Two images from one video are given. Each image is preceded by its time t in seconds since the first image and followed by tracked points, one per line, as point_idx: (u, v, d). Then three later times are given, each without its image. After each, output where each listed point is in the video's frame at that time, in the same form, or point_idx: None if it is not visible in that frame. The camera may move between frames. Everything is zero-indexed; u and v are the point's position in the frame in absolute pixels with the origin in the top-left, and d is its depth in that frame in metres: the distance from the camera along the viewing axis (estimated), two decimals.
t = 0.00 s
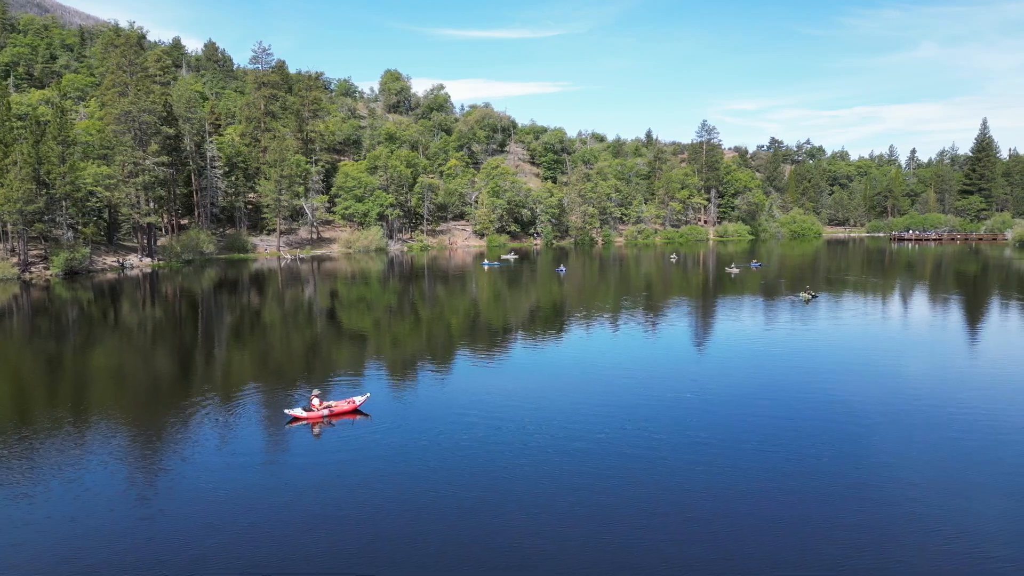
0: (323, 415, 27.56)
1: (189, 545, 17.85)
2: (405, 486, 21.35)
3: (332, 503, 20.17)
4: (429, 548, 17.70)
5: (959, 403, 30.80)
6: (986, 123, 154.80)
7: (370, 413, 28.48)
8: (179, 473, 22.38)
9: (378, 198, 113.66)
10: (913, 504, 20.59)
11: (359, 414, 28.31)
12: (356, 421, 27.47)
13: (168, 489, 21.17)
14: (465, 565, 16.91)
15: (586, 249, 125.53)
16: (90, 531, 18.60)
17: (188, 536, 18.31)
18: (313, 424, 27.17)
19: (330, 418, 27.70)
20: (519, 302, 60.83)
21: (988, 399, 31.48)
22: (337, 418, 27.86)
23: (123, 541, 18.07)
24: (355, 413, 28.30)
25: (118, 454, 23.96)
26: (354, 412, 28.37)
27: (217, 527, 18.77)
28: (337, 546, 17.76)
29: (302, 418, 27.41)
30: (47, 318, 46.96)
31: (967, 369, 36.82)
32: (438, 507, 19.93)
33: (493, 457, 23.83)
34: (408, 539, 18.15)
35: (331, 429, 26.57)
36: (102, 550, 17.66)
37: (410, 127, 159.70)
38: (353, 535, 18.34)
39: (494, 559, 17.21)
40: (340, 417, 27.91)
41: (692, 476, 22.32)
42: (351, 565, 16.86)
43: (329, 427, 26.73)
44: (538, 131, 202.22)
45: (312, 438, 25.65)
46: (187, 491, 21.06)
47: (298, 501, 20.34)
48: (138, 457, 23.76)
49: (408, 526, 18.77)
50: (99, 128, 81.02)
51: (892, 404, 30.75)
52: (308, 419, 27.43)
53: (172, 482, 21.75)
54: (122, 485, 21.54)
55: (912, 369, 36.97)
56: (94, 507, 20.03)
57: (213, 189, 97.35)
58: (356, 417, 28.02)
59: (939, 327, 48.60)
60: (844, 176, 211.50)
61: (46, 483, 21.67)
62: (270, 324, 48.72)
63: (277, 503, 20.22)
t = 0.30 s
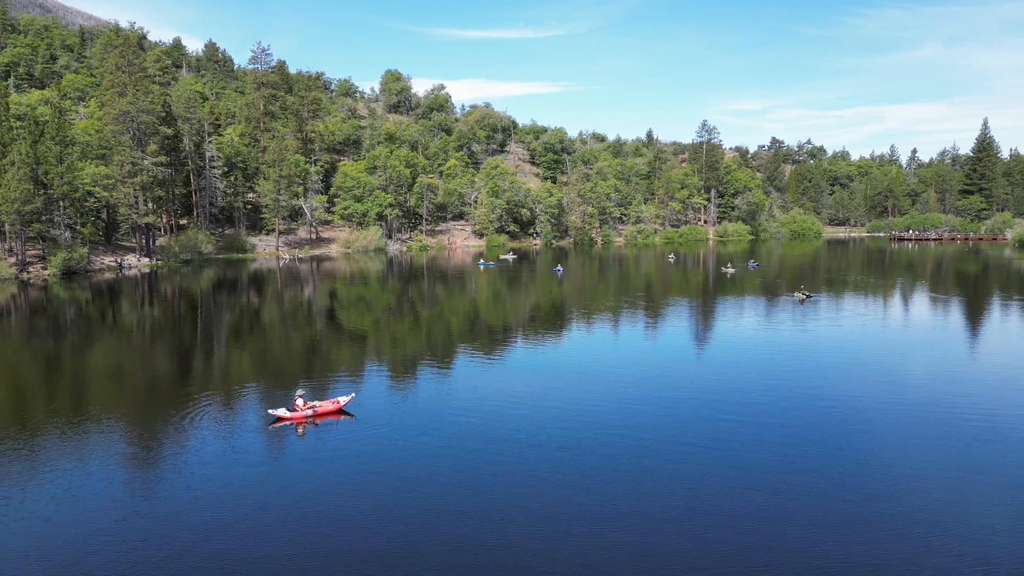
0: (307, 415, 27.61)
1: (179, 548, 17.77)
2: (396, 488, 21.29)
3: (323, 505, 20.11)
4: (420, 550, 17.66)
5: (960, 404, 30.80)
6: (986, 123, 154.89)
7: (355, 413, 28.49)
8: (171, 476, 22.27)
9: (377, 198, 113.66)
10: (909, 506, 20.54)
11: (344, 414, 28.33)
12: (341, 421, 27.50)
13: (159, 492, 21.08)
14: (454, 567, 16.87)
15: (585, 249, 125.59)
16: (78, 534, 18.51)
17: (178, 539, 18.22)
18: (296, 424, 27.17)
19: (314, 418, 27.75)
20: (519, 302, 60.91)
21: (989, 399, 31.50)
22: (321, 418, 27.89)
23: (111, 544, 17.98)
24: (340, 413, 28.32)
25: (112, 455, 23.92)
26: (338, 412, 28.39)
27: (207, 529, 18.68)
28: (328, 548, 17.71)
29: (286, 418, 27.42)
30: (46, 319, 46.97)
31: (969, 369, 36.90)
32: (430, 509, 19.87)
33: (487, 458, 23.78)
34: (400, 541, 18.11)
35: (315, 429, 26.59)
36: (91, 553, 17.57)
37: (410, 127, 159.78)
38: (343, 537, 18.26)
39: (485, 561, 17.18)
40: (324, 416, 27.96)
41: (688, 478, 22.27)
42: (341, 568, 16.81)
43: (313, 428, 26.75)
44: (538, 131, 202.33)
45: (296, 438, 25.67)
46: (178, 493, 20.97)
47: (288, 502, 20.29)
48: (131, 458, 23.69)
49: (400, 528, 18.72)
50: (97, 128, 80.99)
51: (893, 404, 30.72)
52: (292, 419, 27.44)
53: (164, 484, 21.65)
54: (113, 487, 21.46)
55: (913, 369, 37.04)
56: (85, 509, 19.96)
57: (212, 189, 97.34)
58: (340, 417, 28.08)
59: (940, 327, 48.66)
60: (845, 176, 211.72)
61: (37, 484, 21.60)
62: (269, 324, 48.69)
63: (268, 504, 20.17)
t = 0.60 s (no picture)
0: (293, 416, 27.72)
1: (177, 549, 17.80)
2: (397, 489, 21.28)
3: (322, 505, 20.12)
4: (418, 551, 17.65)
5: (968, 405, 30.69)
6: (991, 122, 154.55)
7: (341, 413, 28.56)
8: (170, 477, 22.26)
9: (380, 198, 113.60)
10: (913, 508, 20.43)
11: (330, 414, 28.41)
12: (327, 421, 27.59)
13: (158, 492, 21.12)
14: (450, 568, 16.88)
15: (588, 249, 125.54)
16: (75, 536, 18.52)
17: (176, 540, 18.24)
18: (282, 424, 27.28)
19: (300, 418, 27.84)
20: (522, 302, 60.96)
21: (994, 400, 31.45)
22: (307, 418, 27.99)
23: (109, 545, 18.01)
24: (326, 413, 28.41)
25: (111, 456, 23.91)
26: (324, 412, 28.47)
27: (205, 530, 18.74)
28: (326, 550, 17.71)
29: (272, 418, 27.53)
30: (48, 319, 47.03)
31: (975, 370, 36.81)
32: (429, 510, 19.87)
33: (488, 458, 23.79)
34: (399, 542, 18.11)
35: (300, 429, 26.69)
36: (89, 554, 17.62)
37: (413, 127, 159.98)
38: (342, 537, 18.31)
39: (482, 562, 17.16)
40: (310, 417, 28.06)
41: (693, 479, 22.24)
42: (339, 567, 16.89)
43: (299, 428, 26.85)
44: (541, 131, 202.42)
45: (283, 438, 25.78)
46: (177, 495, 20.94)
47: (285, 503, 20.33)
48: (130, 459, 23.69)
49: (398, 529, 18.75)
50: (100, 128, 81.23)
51: (900, 405, 30.63)
52: (278, 419, 27.54)
53: (161, 486, 21.61)
54: (115, 487, 21.50)
55: (919, 370, 36.94)
56: (82, 510, 19.95)
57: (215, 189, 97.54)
58: (326, 417, 28.14)
59: (947, 328, 48.53)
60: (849, 176, 211.28)
61: (35, 485, 21.62)
62: (271, 324, 48.77)
63: (267, 505, 20.17)
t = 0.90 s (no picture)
0: (285, 415, 27.81)
1: (178, 549, 17.79)
2: (401, 490, 21.22)
3: (325, 506, 20.08)
4: (420, 553, 17.57)
5: (985, 408, 30.26)
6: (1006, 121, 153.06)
7: (333, 413, 28.63)
8: (173, 477, 22.27)
9: (388, 198, 113.67)
10: (925, 512, 20.14)
11: (323, 413, 28.49)
12: (319, 421, 27.68)
13: (161, 492, 21.14)
14: (452, 570, 16.80)
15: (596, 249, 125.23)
16: (76, 535, 18.55)
17: (177, 541, 18.25)
18: (273, 423, 27.35)
19: (292, 417, 27.94)
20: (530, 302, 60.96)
21: (1009, 402, 31.10)
22: (300, 418, 28.08)
23: (110, 546, 18.01)
24: (319, 412, 28.50)
25: (117, 455, 24.01)
26: (316, 411, 28.56)
27: (207, 530, 18.73)
28: (327, 551, 17.66)
29: (263, 417, 27.61)
30: (58, 318, 47.33)
31: (989, 372, 36.44)
32: (432, 512, 19.80)
33: (494, 459, 23.70)
34: (401, 543, 18.04)
35: (292, 429, 26.76)
36: (96, 552, 17.72)
37: (421, 127, 160.25)
38: (343, 539, 18.25)
39: (484, 564, 17.07)
40: (303, 416, 28.14)
41: (701, 481, 22.05)
42: (345, 565, 17.00)
43: (291, 427, 26.92)
44: (550, 131, 202.24)
45: (274, 437, 25.85)
46: (180, 494, 20.96)
47: (287, 503, 20.32)
48: (136, 459, 23.76)
49: (401, 530, 18.69)
50: (110, 129, 81.80)
51: (915, 408, 30.24)
52: (270, 418, 27.62)
53: (164, 486, 21.63)
54: (126, 486, 21.64)
55: (933, 371, 36.60)
56: (85, 510, 19.99)
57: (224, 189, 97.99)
58: (319, 416, 28.24)
59: (961, 329, 48.10)
60: (861, 175, 209.83)
61: (42, 484, 21.75)
62: (280, 324, 48.89)
63: (269, 506, 20.16)
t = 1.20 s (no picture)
0: (280, 413, 27.94)
1: (180, 550, 17.73)
2: (407, 491, 21.17)
3: (329, 507, 20.05)
4: (423, 554, 17.47)
5: (1007, 411, 29.66)
6: None
7: (328, 412, 28.78)
8: (177, 478, 22.27)
9: (399, 198, 113.95)
10: (939, 517, 19.74)
11: (317, 412, 28.65)
12: (313, 419, 27.83)
13: (164, 493, 21.11)
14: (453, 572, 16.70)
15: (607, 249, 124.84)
16: (75, 537, 18.46)
17: (178, 542, 18.16)
18: (268, 422, 27.48)
19: (287, 415, 28.06)
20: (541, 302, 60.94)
21: None
22: (293, 417, 28.20)
23: (109, 548, 17.93)
24: (313, 411, 28.66)
25: (124, 455, 24.08)
26: (310, 411, 28.71)
27: (209, 532, 18.68)
28: (330, 552, 17.60)
29: (258, 416, 27.75)
30: (72, 317, 47.83)
31: (1008, 373, 35.95)
32: (437, 513, 19.73)
33: (503, 461, 23.60)
34: (404, 545, 17.96)
35: (287, 427, 26.89)
36: (108, 549, 17.86)
37: (433, 127, 160.52)
38: (347, 540, 18.20)
39: (486, 566, 16.97)
40: (297, 414, 28.28)
41: (711, 484, 21.79)
42: (350, 563, 17.10)
43: (286, 426, 27.06)
44: (561, 130, 201.93)
45: (270, 436, 25.98)
46: (185, 495, 20.98)
47: (291, 504, 20.31)
48: (142, 459, 23.80)
49: (405, 531, 18.64)
50: (123, 130, 82.64)
51: (934, 411, 29.77)
52: (265, 417, 27.74)
53: (166, 487, 21.57)
54: (137, 485, 21.76)
55: (950, 372, 36.19)
56: (89, 511, 19.96)
57: (236, 190, 98.64)
58: (313, 415, 28.38)
59: (978, 330, 47.47)
60: (875, 175, 207.79)
61: (45, 484, 21.77)
62: (290, 323, 49.06)
63: (273, 506, 20.15)
